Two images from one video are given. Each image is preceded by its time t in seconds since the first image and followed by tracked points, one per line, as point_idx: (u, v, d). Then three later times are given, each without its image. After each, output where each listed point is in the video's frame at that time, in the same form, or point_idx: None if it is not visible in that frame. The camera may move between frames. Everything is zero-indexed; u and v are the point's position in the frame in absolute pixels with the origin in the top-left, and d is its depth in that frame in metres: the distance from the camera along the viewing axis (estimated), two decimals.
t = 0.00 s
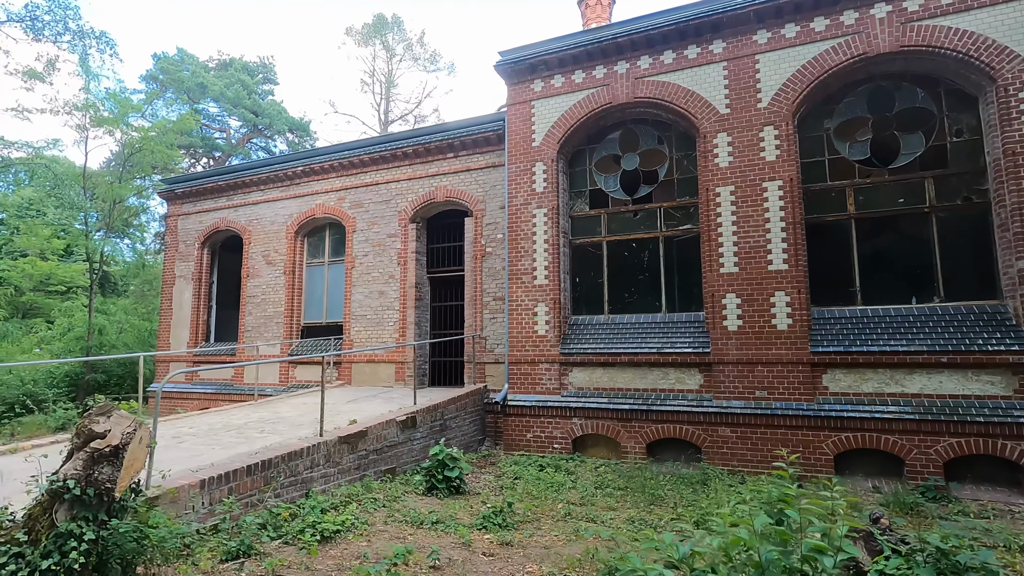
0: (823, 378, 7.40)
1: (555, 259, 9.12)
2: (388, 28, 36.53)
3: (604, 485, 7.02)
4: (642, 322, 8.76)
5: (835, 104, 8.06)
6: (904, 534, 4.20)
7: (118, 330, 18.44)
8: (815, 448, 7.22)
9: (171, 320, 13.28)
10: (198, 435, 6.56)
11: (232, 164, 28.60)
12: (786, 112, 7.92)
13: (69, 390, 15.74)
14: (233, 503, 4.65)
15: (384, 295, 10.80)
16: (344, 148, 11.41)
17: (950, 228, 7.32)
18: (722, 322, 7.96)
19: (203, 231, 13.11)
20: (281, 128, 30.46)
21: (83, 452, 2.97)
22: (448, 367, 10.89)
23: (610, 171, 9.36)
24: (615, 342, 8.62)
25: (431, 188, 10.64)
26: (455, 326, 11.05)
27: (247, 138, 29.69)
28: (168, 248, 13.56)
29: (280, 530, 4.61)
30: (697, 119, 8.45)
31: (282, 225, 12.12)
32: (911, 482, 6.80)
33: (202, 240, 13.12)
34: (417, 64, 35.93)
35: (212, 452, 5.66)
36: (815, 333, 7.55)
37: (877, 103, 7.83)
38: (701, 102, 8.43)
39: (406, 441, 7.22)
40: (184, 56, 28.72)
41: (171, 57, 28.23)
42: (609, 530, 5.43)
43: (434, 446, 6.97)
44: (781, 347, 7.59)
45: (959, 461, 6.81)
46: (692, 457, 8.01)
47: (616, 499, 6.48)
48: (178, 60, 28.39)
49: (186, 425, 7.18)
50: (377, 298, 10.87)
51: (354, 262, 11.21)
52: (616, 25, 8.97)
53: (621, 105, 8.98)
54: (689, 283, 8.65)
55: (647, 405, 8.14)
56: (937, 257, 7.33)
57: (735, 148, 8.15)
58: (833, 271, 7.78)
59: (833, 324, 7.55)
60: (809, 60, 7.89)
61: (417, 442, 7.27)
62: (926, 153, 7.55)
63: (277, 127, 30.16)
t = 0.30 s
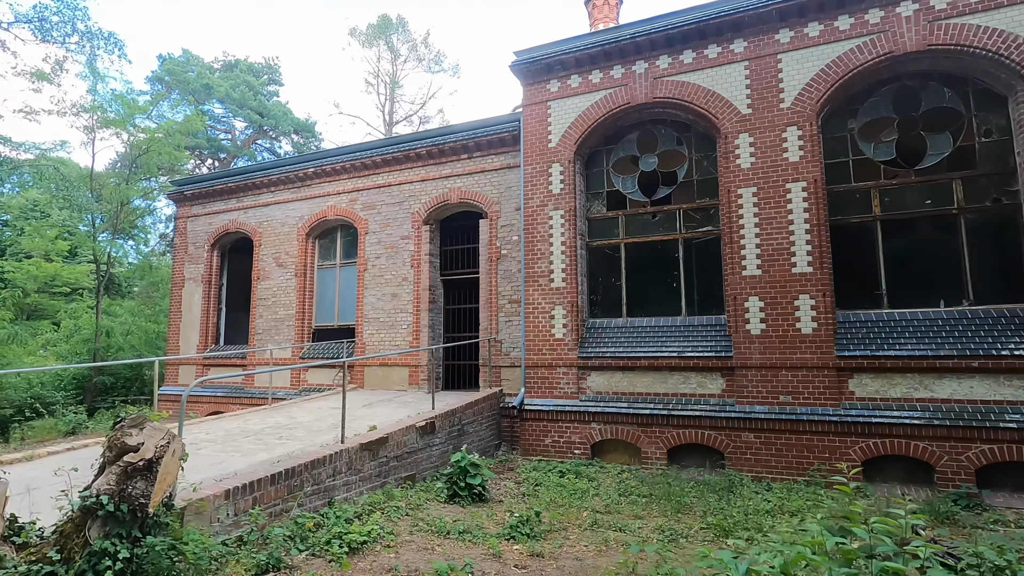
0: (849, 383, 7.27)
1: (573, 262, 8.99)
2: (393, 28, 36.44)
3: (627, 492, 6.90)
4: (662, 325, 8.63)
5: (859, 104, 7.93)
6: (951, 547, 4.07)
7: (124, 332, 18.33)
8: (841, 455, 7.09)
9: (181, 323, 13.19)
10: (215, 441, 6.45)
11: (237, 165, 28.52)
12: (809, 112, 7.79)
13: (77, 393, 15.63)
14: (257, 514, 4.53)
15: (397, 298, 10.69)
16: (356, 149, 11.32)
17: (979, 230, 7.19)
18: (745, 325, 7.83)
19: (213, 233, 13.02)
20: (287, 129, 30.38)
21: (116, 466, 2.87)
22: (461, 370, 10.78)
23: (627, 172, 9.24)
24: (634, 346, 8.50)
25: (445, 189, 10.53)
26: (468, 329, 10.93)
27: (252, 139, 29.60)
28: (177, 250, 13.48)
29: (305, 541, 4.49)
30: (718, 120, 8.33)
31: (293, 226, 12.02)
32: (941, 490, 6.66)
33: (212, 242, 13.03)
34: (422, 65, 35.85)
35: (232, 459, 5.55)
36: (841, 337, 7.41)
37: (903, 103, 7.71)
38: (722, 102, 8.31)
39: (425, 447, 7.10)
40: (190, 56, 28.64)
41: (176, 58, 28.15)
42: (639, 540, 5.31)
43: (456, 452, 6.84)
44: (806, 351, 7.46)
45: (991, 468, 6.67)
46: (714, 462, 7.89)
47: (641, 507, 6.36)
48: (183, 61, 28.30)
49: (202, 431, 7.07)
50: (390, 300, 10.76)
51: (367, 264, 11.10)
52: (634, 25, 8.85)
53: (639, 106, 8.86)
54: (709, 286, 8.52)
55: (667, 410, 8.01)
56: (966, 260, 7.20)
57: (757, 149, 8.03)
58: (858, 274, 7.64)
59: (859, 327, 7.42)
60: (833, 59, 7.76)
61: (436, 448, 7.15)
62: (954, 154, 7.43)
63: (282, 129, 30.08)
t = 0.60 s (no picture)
0: (878, 382, 7.10)
1: (591, 258, 8.84)
2: (398, 27, 36.31)
3: (652, 493, 6.75)
4: (682, 323, 8.47)
5: (886, 97, 7.76)
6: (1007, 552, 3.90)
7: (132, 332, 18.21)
8: (871, 455, 6.93)
9: (190, 322, 13.07)
10: (232, 441, 6.32)
11: (243, 164, 28.42)
12: (836, 105, 7.63)
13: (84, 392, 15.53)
14: (282, 515, 4.39)
15: (410, 295, 10.55)
16: (369, 146, 11.19)
17: (1012, 225, 7.02)
18: (769, 323, 7.67)
19: (222, 231, 12.90)
20: (293, 128, 30.28)
21: (147, 466, 2.72)
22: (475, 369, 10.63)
23: (647, 167, 9.08)
24: (654, 344, 8.35)
25: (459, 186, 10.39)
26: (482, 327, 10.78)
27: (258, 138, 29.51)
28: (187, 248, 13.37)
29: (332, 544, 4.36)
30: (741, 113, 8.17)
31: (305, 224, 11.89)
32: (976, 492, 6.50)
33: (222, 240, 12.92)
34: (428, 63, 35.72)
35: (252, 459, 5.42)
36: (869, 335, 7.25)
37: (932, 96, 7.55)
38: (745, 96, 8.15)
39: (445, 446, 6.95)
40: (196, 55, 28.56)
41: (182, 57, 28.07)
42: (671, 543, 5.15)
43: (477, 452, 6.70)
44: (833, 349, 7.30)
45: None
46: (737, 462, 7.74)
47: (668, 508, 6.21)
48: (189, 60, 28.20)
49: (218, 430, 6.93)
50: (403, 298, 10.62)
51: (379, 262, 10.96)
52: (654, 17, 8.69)
53: (659, 100, 8.70)
54: (731, 283, 8.36)
55: (690, 410, 7.86)
56: (998, 255, 7.03)
57: (782, 143, 7.87)
58: (886, 271, 7.47)
59: (887, 325, 7.25)
60: (860, 51, 7.60)
61: (456, 447, 7.01)
62: (985, 148, 7.27)
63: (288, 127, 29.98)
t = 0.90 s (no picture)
0: (908, 386, 6.93)
1: (609, 259, 8.66)
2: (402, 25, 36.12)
3: (677, 500, 6.58)
4: (703, 325, 8.30)
5: (913, 94, 7.60)
6: None
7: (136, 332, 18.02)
8: (900, 461, 6.77)
9: (197, 322, 12.89)
10: (247, 446, 6.14)
11: (246, 163, 28.24)
12: (862, 102, 7.46)
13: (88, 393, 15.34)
14: (306, 526, 4.21)
15: (422, 296, 10.38)
16: (379, 144, 11.02)
17: None
18: (794, 325, 7.50)
19: (229, 230, 12.73)
20: (297, 126, 30.10)
21: (179, 481, 2.58)
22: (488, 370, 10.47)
23: (665, 165, 8.91)
24: (675, 346, 8.18)
25: (472, 184, 10.22)
26: (495, 328, 10.62)
27: (262, 137, 29.31)
28: (193, 247, 13.19)
29: (359, 556, 4.18)
30: (764, 111, 8.00)
31: (314, 223, 11.72)
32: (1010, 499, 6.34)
33: (229, 239, 12.74)
34: (432, 61, 35.53)
35: (270, 465, 5.24)
36: (898, 337, 7.08)
37: (961, 93, 7.39)
38: (768, 93, 7.98)
39: (464, 451, 6.78)
40: (199, 53, 28.35)
41: (185, 55, 27.87)
42: (705, 553, 4.98)
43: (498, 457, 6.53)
44: (861, 352, 7.13)
45: None
46: (760, 467, 7.58)
47: (696, 515, 6.04)
48: (192, 58, 27.99)
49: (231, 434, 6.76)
50: (415, 299, 10.45)
51: (390, 261, 10.79)
52: (674, 12, 8.52)
53: (679, 97, 8.53)
54: (753, 284, 8.19)
55: (712, 413, 7.68)
56: None
57: (807, 141, 7.70)
58: (914, 271, 7.31)
59: (916, 327, 7.08)
60: (887, 46, 7.43)
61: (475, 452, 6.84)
62: (1016, 146, 7.11)
63: (292, 126, 29.79)
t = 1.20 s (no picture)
0: (937, 386, 6.81)
1: (629, 257, 8.54)
2: (406, 24, 36.02)
3: (703, 501, 6.46)
4: (724, 324, 8.18)
5: (940, 90, 7.49)
6: None
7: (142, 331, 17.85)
8: (929, 462, 6.66)
9: (205, 321, 12.76)
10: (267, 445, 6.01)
11: (251, 161, 28.13)
12: (889, 98, 7.34)
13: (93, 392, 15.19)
14: (337, 528, 4.09)
15: (436, 294, 10.26)
16: (392, 140, 10.90)
17: None
18: (820, 324, 7.38)
19: (239, 227, 12.61)
20: (301, 125, 29.98)
21: (226, 483, 2.54)
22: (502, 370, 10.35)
23: (685, 162, 8.79)
24: (696, 345, 8.06)
25: (487, 181, 10.11)
26: (509, 328, 10.49)
27: (266, 135, 29.18)
28: (202, 245, 13.07)
29: (391, 559, 4.06)
30: (788, 107, 7.88)
31: (325, 220, 11.60)
32: None
33: (238, 236, 12.62)
34: (436, 60, 35.44)
35: (294, 465, 5.12)
36: (926, 337, 6.96)
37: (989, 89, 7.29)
38: (792, 88, 7.86)
39: (486, 451, 6.65)
40: (203, 51, 28.21)
41: (189, 52, 27.72)
42: (741, 557, 4.86)
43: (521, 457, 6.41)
44: (888, 351, 7.00)
45: None
46: (783, 468, 7.48)
47: (725, 517, 5.92)
48: (196, 56, 27.84)
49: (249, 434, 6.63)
50: (428, 297, 10.32)
51: (403, 259, 10.67)
52: (695, 7, 8.39)
53: (700, 93, 8.41)
54: (776, 282, 8.07)
55: (735, 414, 7.57)
56: None
57: (832, 137, 7.59)
58: (942, 270, 7.19)
59: (945, 327, 6.97)
60: (914, 42, 7.32)
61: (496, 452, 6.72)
62: None
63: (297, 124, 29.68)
